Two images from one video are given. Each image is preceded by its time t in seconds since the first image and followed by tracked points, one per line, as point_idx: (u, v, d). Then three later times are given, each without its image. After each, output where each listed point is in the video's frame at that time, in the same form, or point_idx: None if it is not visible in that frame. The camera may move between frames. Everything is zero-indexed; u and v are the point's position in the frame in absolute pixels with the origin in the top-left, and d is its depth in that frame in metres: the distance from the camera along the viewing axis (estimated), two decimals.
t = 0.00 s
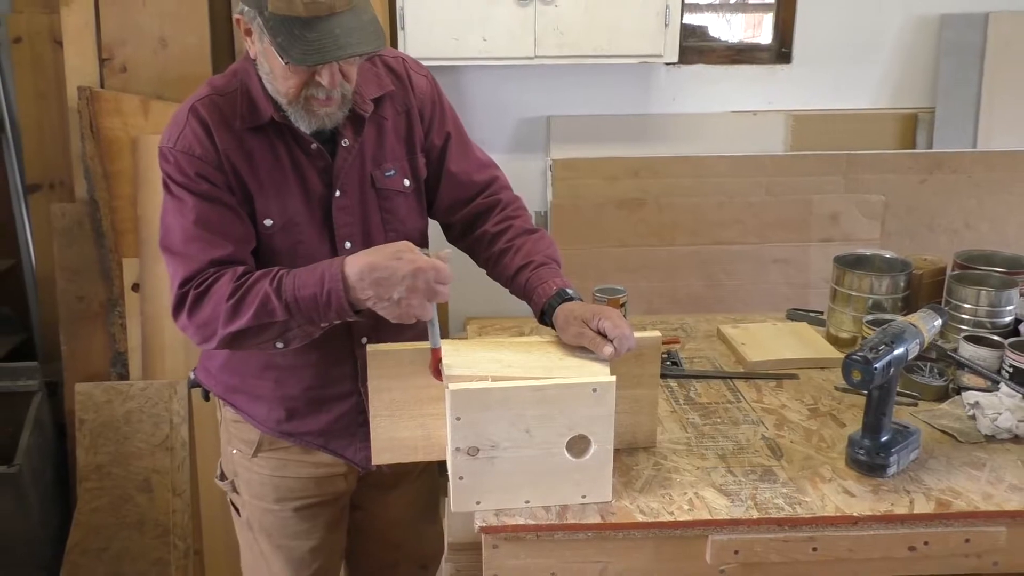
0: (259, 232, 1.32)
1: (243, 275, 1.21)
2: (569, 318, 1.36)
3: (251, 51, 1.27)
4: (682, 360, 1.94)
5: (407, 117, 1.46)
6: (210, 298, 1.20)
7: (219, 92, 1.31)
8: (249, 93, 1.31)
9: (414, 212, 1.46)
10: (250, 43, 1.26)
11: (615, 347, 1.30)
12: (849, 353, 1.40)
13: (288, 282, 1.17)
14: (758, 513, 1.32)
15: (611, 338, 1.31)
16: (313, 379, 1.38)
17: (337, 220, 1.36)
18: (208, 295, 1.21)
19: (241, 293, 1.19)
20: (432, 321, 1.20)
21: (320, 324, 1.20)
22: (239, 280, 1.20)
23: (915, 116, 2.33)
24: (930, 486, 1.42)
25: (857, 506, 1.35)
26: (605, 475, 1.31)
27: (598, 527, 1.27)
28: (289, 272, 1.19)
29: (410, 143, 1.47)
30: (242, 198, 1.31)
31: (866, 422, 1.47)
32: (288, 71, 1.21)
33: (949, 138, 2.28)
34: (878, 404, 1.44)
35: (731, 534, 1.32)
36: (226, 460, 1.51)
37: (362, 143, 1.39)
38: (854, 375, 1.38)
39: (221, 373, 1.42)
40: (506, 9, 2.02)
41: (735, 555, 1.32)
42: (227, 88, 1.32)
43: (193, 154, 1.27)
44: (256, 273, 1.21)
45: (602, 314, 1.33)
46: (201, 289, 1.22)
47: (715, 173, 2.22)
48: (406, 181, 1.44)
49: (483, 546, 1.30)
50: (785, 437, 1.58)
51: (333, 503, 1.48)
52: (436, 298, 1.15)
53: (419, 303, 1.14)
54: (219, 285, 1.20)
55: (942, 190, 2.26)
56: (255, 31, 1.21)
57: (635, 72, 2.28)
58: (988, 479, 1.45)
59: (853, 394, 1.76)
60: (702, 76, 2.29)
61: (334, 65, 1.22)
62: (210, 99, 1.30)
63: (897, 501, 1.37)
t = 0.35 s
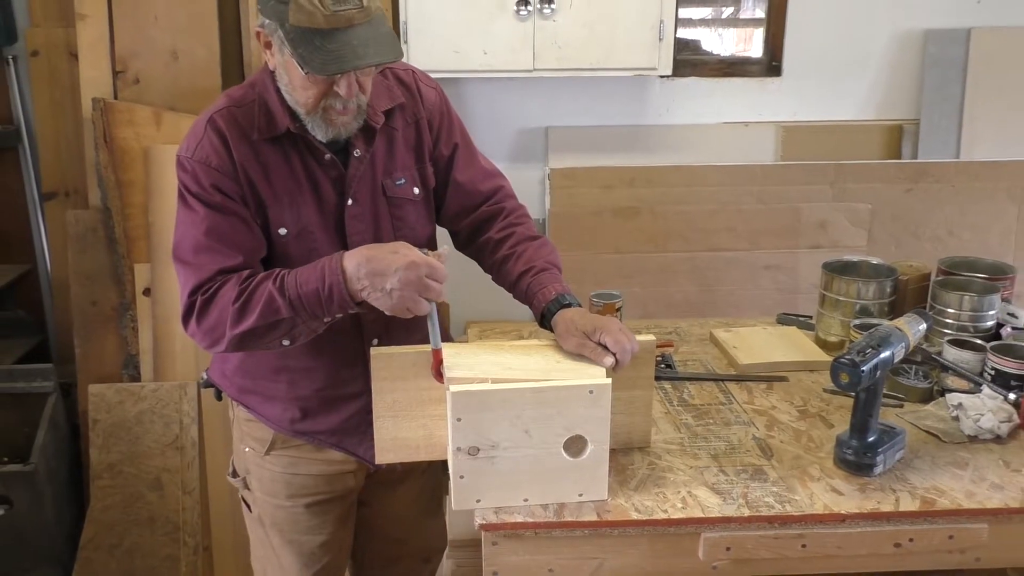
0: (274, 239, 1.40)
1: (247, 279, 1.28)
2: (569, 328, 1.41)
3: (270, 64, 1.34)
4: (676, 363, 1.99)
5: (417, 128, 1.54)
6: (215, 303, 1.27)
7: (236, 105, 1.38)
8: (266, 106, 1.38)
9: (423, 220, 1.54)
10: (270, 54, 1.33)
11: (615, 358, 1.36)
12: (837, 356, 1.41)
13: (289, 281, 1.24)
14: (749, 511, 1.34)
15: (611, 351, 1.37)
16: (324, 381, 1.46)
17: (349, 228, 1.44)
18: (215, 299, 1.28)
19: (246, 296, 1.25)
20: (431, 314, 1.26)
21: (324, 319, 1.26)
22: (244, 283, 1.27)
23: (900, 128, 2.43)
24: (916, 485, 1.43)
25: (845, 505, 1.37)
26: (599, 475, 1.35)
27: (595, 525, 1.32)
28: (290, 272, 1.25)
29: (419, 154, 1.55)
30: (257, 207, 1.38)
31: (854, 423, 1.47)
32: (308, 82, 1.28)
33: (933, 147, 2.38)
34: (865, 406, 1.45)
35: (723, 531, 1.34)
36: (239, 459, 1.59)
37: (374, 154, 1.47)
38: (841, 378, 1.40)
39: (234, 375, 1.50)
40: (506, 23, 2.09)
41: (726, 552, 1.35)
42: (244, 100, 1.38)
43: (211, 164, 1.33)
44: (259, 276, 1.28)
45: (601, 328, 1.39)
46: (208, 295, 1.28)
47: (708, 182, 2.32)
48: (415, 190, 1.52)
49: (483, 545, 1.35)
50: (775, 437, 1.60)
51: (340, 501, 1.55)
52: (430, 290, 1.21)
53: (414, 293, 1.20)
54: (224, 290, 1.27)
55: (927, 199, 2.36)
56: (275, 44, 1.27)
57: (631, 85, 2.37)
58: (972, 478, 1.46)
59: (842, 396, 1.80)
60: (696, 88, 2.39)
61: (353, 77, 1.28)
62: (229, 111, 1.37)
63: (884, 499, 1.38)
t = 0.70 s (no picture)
0: (284, 240, 1.43)
1: (256, 279, 1.31)
2: (569, 334, 1.42)
3: (286, 64, 1.37)
4: (673, 366, 2.01)
5: (425, 132, 1.57)
6: (226, 304, 1.30)
7: (250, 105, 1.41)
8: (279, 107, 1.41)
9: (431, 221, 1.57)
10: (286, 55, 1.36)
11: (614, 363, 1.37)
12: (833, 359, 1.43)
13: (297, 281, 1.26)
14: (746, 512, 1.36)
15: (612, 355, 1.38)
16: (331, 381, 1.48)
17: (358, 228, 1.46)
18: (225, 301, 1.31)
19: (255, 297, 1.28)
20: (431, 306, 1.27)
21: (332, 316, 1.29)
22: (253, 284, 1.30)
23: (895, 134, 2.44)
24: (911, 486, 1.45)
25: (841, 506, 1.39)
26: (598, 476, 1.37)
27: (594, 525, 1.34)
28: (297, 272, 1.28)
29: (426, 157, 1.58)
30: (268, 207, 1.41)
31: (850, 425, 1.49)
32: (324, 81, 1.31)
33: (927, 152, 2.41)
34: (861, 409, 1.47)
35: (720, 532, 1.37)
36: (246, 459, 1.62)
37: (383, 156, 1.50)
38: (838, 380, 1.42)
39: (242, 376, 1.53)
40: (507, 29, 2.12)
41: (724, 553, 1.37)
42: (258, 101, 1.42)
43: (224, 164, 1.36)
44: (268, 276, 1.30)
45: (603, 336, 1.40)
46: (219, 297, 1.31)
47: (705, 187, 2.36)
48: (423, 192, 1.55)
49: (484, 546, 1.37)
50: (772, 439, 1.62)
51: (345, 503, 1.58)
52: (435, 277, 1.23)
53: (419, 283, 1.22)
54: (233, 292, 1.30)
55: (922, 204, 2.41)
56: (293, 43, 1.30)
57: (630, 90, 2.40)
58: (965, 479, 1.48)
59: (838, 398, 1.82)
60: (693, 93, 2.42)
61: (369, 77, 1.32)
62: (242, 112, 1.40)
63: (880, 500, 1.41)
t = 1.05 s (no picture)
0: (296, 256, 1.43)
1: (264, 301, 1.32)
2: (570, 347, 1.41)
3: (297, 82, 1.38)
4: (674, 375, 2.01)
5: (432, 142, 1.58)
6: (235, 327, 1.31)
7: (260, 121, 1.41)
8: (290, 122, 1.41)
9: (440, 233, 1.58)
10: (296, 73, 1.36)
11: (615, 374, 1.37)
12: (833, 369, 1.43)
13: (304, 303, 1.27)
14: (747, 523, 1.36)
15: (614, 365, 1.38)
16: (339, 391, 1.48)
17: (370, 242, 1.47)
18: (234, 324, 1.31)
19: (264, 320, 1.29)
20: (432, 319, 1.25)
21: (341, 337, 1.29)
22: (261, 307, 1.31)
23: (895, 143, 2.46)
24: (912, 496, 1.45)
25: (842, 516, 1.38)
26: (600, 486, 1.37)
27: (594, 536, 1.34)
28: (305, 294, 1.28)
29: (434, 168, 1.59)
30: (280, 223, 1.41)
31: (851, 435, 1.49)
32: (335, 99, 1.32)
33: (926, 162, 2.41)
34: (862, 419, 1.47)
35: (721, 542, 1.36)
36: (252, 467, 1.62)
37: (393, 169, 1.50)
38: (839, 391, 1.42)
39: (249, 385, 1.53)
40: (507, 40, 2.13)
41: (726, 562, 1.37)
42: (268, 117, 1.42)
43: (236, 182, 1.37)
44: (276, 298, 1.31)
45: (604, 349, 1.40)
46: (228, 319, 1.32)
47: (705, 197, 2.36)
48: (431, 204, 1.55)
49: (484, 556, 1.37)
50: (773, 449, 1.62)
51: (349, 511, 1.59)
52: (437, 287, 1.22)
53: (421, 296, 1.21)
54: (242, 314, 1.31)
55: (922, 213, 2.41)
56: (303, 62, 1.30)
57: (630, 100, 2.41)
58: (967, 489, 1.47)
59: (838, 408, 1.81)
60: (694, 103, 2.43)
61: (381, 95, 1.33)
62: (253, 128, 1.41)
63: (881, 510, 1.40)
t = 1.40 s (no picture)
0: (301, 274, 1.44)
1: (242, 326, 1.34)
2: (570, 351, 1.41)
3: (300, 95, 1.37)
4: (674, 379, 2.01)
5: (437, 147, 1.58)
6: (215, 353, 1.34)
7: (260, 141, 1.41)
8: (291, 141, 1.40)
9: (447, 239, 1.58)
10: (300, 87, 1.36)
11: (614, 379, 1.36)
12: (833, 373, 1.43)
13: (275, 332, 1.28)
14: (747, 527, 1.36)
15: (614, 369, 1.38)
16: (348, 395, 1.49)
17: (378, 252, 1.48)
18: (213, 349, 1.35)
19: (240, 346, 1.31)
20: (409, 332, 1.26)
21: (316, 363, 1.31)
22: (239, 332, 1.33)
23: (895, 146, 2.46)
24: (912, 500, 1.45)
25: (842, 520, 1.38)
26: (602, 490, 1.37)
27: (595, 540, 1.34)
28: (277, 322, 1.30)
29: (438, 173, 1.59)
30: (283, 243, 1.42)
31: (851, 438, 1.49)
32: (340, 116, 1.32)
33: (926, 166, 2.42)
34: (862, 422, 1.47)
35: (722, 546, 1.36)
36: (257, 474, 1.62)
37: (398, 177, 1.51)
38: (839, 395, 1.42)
39: (254, 392, 1.53)
40: (507, 44, 2.13)
41: (726, 567, 1.36)
42: (268, 135, 1.42)
43: (234, 206, 1.38)
44: (253, 324, 1.33)
45: (605, 355, 1.39)
46: (209, 345, 1.35)
47: (705, 201, 2.37)
48: (437, 210, 1.56)
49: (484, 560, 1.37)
50: (773, 453, 1.62)
51: (350, 518, 1.59)
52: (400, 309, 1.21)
53: (383, 318, 1.21)
54: (220, 339, 1.33)
55: (923, 217, 2.41)
56: (308, 78, 1.30)
57: (630, 104, 2.42)
58: (967, 493, 1.47)
59: (839, 412, 1.81)
60: (695, 107, 2.44)
61: (385, 113, 1.33)
62: (253, 148, 1.41)
63: (881, 515, 1.40)
